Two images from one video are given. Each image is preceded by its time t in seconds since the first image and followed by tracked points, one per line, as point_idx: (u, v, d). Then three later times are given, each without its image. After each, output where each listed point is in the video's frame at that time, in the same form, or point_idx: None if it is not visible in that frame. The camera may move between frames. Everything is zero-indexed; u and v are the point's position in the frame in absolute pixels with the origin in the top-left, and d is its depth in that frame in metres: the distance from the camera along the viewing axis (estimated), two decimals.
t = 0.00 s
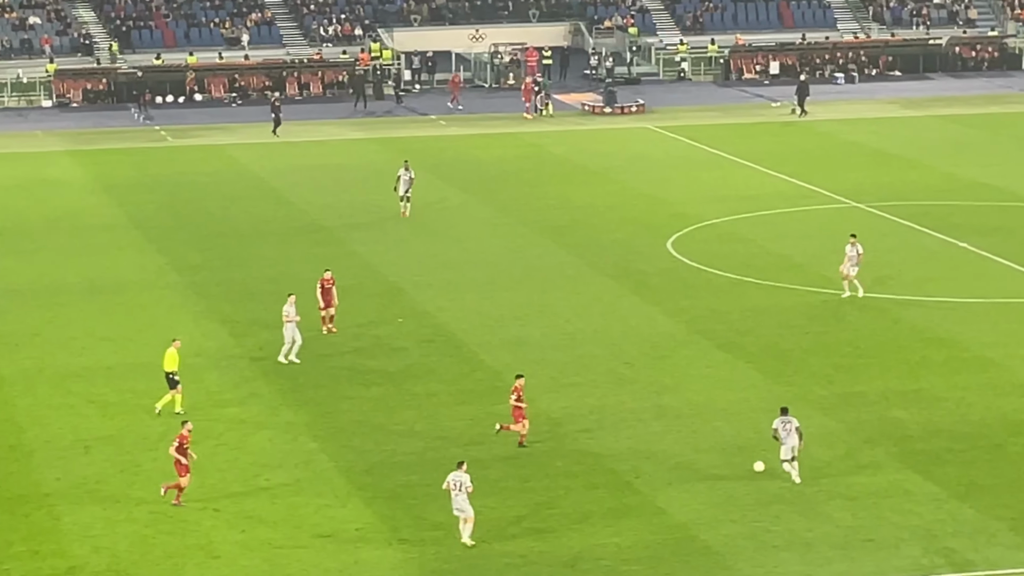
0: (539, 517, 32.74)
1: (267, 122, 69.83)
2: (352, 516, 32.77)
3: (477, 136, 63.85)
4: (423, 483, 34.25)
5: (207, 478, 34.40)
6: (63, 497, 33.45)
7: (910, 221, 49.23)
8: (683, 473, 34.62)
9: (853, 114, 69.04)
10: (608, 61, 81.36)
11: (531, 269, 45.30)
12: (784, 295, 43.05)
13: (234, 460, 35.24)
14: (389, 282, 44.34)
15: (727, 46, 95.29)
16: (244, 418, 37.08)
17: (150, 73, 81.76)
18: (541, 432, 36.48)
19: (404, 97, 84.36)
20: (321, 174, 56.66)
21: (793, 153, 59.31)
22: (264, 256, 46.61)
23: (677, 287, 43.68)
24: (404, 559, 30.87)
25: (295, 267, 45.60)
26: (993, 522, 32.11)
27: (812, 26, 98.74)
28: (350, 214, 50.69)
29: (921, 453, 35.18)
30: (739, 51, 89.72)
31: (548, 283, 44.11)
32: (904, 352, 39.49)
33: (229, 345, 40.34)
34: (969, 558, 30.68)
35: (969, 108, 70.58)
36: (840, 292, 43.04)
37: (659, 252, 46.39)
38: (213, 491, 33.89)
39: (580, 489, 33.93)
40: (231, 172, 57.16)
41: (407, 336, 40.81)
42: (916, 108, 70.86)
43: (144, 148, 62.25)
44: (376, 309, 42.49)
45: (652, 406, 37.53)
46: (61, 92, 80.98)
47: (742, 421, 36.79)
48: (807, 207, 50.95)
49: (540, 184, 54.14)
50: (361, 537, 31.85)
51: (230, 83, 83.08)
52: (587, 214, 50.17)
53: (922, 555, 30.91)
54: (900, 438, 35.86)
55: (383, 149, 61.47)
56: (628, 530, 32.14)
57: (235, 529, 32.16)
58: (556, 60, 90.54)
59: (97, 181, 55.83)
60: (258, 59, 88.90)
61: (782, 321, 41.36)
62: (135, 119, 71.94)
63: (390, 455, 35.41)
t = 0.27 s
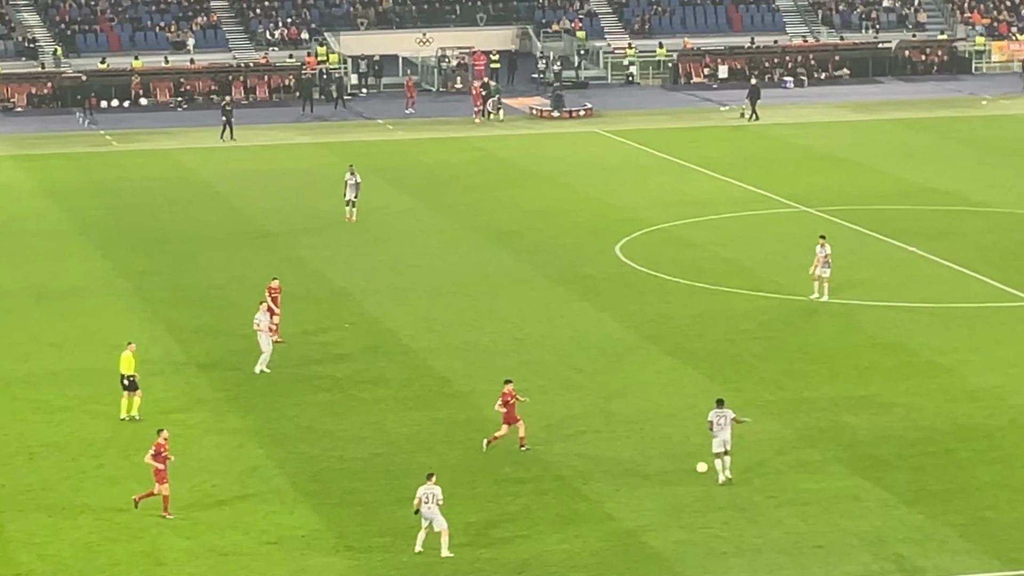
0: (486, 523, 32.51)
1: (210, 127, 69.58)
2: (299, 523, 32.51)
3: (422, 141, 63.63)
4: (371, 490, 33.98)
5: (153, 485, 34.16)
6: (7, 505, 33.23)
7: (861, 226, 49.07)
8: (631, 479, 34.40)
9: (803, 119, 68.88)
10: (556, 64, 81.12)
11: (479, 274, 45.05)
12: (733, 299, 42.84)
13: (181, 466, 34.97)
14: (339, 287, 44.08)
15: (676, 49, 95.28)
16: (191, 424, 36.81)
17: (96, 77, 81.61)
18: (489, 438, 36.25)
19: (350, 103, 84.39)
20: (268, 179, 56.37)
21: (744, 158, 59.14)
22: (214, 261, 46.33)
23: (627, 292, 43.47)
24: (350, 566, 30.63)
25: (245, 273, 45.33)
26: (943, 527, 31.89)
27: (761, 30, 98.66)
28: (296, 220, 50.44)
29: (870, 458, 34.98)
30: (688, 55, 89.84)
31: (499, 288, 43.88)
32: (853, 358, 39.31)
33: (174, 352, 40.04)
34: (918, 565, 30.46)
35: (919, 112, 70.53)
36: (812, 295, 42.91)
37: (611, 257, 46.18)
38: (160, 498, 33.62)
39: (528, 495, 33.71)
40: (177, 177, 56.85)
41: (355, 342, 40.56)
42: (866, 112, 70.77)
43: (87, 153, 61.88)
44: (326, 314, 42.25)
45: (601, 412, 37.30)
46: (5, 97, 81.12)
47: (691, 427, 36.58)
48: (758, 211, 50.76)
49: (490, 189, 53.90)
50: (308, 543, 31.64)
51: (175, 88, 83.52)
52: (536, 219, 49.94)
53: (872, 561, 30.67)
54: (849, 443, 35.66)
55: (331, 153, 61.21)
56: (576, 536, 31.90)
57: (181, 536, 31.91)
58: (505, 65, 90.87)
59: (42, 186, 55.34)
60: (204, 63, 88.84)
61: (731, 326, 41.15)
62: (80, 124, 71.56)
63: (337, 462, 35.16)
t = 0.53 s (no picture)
0: (468, 527, 32.32)
1: (190, 128, 69.36)
2: (280, 526, 32.31)
3: (403, 143, 63.43)
4: (351, 493, 33.77)
5: (132, 488, 33.94)
6: None
7: (844, 228, 48.92)
8: (614, 482, 34.21)
9: (788, 120, 68.72)
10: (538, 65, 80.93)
11: (461, 275, 44.86)
12: (715, 301, 42.68)
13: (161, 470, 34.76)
14: (320, 289, 43.86)
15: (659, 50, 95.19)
16: (171, 427, 36.58)
17: (76, 78, 81.39)
18: (470, 440, 36.05)
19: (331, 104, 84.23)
20: (249, 181, 56.11)
21: (727, 159, 58.97)
22: (195, 263, 46.10)
23: (609, 293, 43.30)
24: (331, 570, 30.43)
25: (226, 275, 45.09)
26: (926, 530, 31.72)
27: (744, 31, 98.56)
28: (278, 221, 50.26)
29: (854, 461, 34.82)
30: (671, 56, 89.21)
31: (481, 290, 43.68)
32: (836, 360, 39.15)
33: (154, 354, 39.82)
34: (902, 568, 30.28)
35: (903, 113, 70.44)
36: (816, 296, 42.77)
37: (593, 259, 45.99)
38: (140, 501, 33.39)
39: (510, 498, 33.52)
40: (157, 179, 56.59)
41: (337, 344, 40.34)
42: (850, 113, 70.67)
43: (66, 155, 61.59)
44: (308, 316, 42.02)
45: (583, 414, 37.11)
46: None
47: (673, 429, 36.40)
48: (741, 213, 50.60)
49: (472, 191, 53.70)
50: (289, 547, 31.43)
51: (155, 89, 83.18)
52: (519, 221, 49.73)
53: (856, 565, 30.50)
54: (833, 446, 35.49)
55: (312, 155, 60.97)
56: (558, 539, 31.72)
57: (161, 540, 31.70)
58: (488, 65, 90.53)
59: (20, 188, 54.99)
60: (184, 64, 88.63)
61: (713, 328, 40.98)
62: (59, 126, 71.32)
63: (318, 465, 34.94)
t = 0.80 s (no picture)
0: (475, 528, 32.09)
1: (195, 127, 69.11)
2: (285, 528, 32.08)
3: (409, 141, 63.22)
4: (357, 494, 33.54)
5: (137, 489, 33.71)
6: None
7: (852, 227, 48.71)
8: (622, 483, 33.99)
9: (797, 119, 68.51)
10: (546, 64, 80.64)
11: (468, 276, 44.63)
12: (724, 301, 42.47)
13: (165, 470, 34.54)
14: (325, 290, 43.63)
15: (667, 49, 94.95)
16: (176, 428, 36.35)
17: (81, 77, 81.19)
18: (478, 441, 35.82)
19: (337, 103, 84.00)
20: (254, 180, 55.88)
21: (735, 159, 58.74)
22: (199, 263, 45.87)
23: (617, 294, 43.08)
24: (337, 572, 30.21)
25: (230, 275, 44.86)
26: (936, 532, 31.50)
27: (752, 30, 98.32)
28: (283, 221, 50.03)
29: (863, 462, 34.60)
30: (679, 55, 89.38)
31: (487, 290, 43.47)
32: (845, 360, 38.93)
33: (159, 355, 39.61)
34: (912, 570, 30.05)
35: (912, 112, 70.24)
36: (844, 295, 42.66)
37: (600, 259, 45.79)
38: (144, 502, 33.17)
39: (517, 499, 33.29)
40: (162, 178, 56.36)
41: (343, 345, 40.11)
42: (860, 112, 70.44)
43: (70, 154, 61.34)
44: (313, 317, 41.79)
45: (590, 415, 36.88)
46: None
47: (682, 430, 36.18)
48: (749, 213, 50.39)
49: (478, 190, 53.49)
50: (294, 548, 31.21)
51: (161, 88, 82.99)
52: (526, 221, 49.51)
53: (865, 566, 30.27)
54: (842, 447, 35.27)
55: (317, 154, 60.75)
56: (566, 541, 31.50)
57: (166, 541, 31.47)
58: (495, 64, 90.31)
59: (24, 188, 54.73)
60: (190, 62, 88.38)
61: (722, 328, 40.76)
62: (64, 124, 71.09)
63: (324, 466, 34.72)
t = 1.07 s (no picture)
0: (482, 529, 31.89)
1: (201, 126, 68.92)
2: (292, 528, 31.88)
3: (417, 140, 63.05)
4: (364, 495, 33.33)
5: (143, 490, 33.51)
6: None
7: (862, 227, 48.53)
8: (630, 484, 33.78)
9: (808, 118, 68.30)
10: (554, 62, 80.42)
11: (475, 275, 44.43)
12: (733, 301, 42.28)
13: (171, 470, 34.35)
14: (331, 288, 43.43)
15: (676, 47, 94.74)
16: (182, 428, 36.13)
17: (87, 75, 81.05)
18: (485, 441, 35.63)
19: (343, 100, 83.81)
20: (261, 178, 55.68)
21: (743, 158, 58.55)
22: (204, 261, 45.69)
23: (624, 293, 42.88)
24: (344, 573, 30.01)
25: (236, 273, 44.63)
26: (946, 533, 31.30)
27: (762, 28, 98.23)
28: (290, 219, 49.84)
29: (873, 463, 34.40)
30: (688, 52, 89.46)
31: (494, 289, 43.27)
32: (855, 361, 38.74)
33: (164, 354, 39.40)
34: (921, 571, 29.86)
35: (923, 112, 70.02)
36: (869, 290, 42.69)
37: (608, 258, 45.61)
38: (150, 503, 32.97)
39: (525, 500, 33.09)
40: (167, 177, 56.19)
41: (349, 344, 39.90)
42: (871, 111, 70.21)
43: (76, 152, 61.12)
44: (319, 316, 41.58)
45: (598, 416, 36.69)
46: None
47: (690, 431, 35.99)
48: (758, 212, 50.18)
49: (486, 189, 53.29)
50: (301, 549, 31.01)
51: (167, 86, 82.88)
52: (533, 219, 49.31)
53: (874, 568, 30.07)
54: (852, 448, 35.08)
55: (324, 153, 60.55)
56: (574, 542, 31.30)
57: (171, 542, 31.27)
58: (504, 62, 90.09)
59: (30, 185, 54.54)
60: (195, 60, 88.23)
61: (731, 328, 40.57)
62: (70, 122, 70.88)
63: (331, 466, 34.52)
